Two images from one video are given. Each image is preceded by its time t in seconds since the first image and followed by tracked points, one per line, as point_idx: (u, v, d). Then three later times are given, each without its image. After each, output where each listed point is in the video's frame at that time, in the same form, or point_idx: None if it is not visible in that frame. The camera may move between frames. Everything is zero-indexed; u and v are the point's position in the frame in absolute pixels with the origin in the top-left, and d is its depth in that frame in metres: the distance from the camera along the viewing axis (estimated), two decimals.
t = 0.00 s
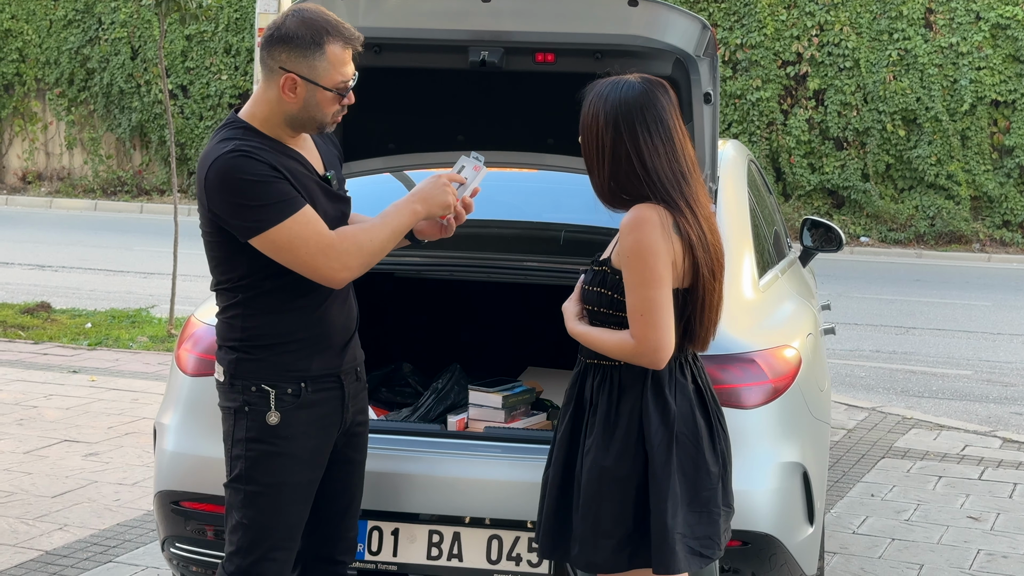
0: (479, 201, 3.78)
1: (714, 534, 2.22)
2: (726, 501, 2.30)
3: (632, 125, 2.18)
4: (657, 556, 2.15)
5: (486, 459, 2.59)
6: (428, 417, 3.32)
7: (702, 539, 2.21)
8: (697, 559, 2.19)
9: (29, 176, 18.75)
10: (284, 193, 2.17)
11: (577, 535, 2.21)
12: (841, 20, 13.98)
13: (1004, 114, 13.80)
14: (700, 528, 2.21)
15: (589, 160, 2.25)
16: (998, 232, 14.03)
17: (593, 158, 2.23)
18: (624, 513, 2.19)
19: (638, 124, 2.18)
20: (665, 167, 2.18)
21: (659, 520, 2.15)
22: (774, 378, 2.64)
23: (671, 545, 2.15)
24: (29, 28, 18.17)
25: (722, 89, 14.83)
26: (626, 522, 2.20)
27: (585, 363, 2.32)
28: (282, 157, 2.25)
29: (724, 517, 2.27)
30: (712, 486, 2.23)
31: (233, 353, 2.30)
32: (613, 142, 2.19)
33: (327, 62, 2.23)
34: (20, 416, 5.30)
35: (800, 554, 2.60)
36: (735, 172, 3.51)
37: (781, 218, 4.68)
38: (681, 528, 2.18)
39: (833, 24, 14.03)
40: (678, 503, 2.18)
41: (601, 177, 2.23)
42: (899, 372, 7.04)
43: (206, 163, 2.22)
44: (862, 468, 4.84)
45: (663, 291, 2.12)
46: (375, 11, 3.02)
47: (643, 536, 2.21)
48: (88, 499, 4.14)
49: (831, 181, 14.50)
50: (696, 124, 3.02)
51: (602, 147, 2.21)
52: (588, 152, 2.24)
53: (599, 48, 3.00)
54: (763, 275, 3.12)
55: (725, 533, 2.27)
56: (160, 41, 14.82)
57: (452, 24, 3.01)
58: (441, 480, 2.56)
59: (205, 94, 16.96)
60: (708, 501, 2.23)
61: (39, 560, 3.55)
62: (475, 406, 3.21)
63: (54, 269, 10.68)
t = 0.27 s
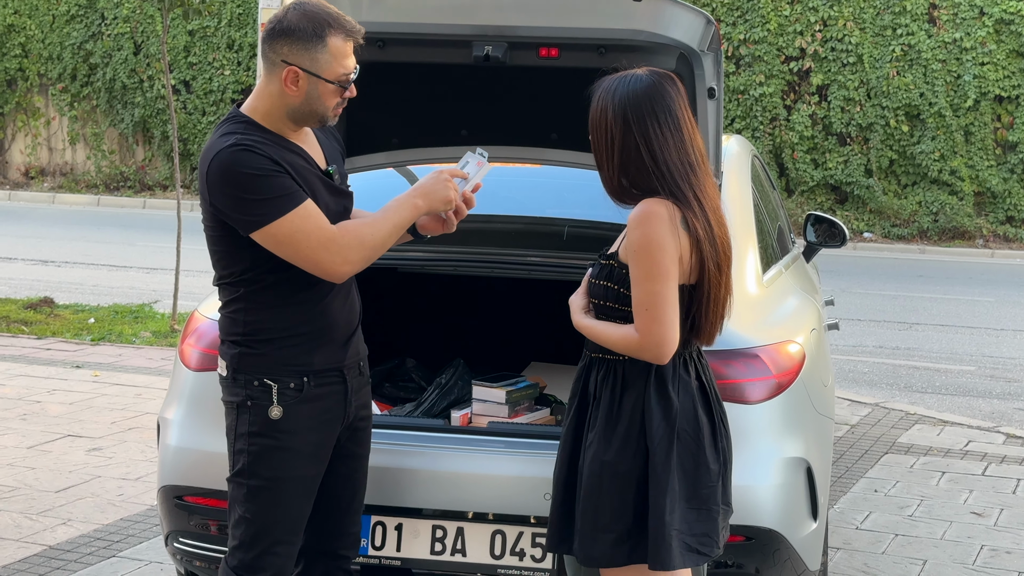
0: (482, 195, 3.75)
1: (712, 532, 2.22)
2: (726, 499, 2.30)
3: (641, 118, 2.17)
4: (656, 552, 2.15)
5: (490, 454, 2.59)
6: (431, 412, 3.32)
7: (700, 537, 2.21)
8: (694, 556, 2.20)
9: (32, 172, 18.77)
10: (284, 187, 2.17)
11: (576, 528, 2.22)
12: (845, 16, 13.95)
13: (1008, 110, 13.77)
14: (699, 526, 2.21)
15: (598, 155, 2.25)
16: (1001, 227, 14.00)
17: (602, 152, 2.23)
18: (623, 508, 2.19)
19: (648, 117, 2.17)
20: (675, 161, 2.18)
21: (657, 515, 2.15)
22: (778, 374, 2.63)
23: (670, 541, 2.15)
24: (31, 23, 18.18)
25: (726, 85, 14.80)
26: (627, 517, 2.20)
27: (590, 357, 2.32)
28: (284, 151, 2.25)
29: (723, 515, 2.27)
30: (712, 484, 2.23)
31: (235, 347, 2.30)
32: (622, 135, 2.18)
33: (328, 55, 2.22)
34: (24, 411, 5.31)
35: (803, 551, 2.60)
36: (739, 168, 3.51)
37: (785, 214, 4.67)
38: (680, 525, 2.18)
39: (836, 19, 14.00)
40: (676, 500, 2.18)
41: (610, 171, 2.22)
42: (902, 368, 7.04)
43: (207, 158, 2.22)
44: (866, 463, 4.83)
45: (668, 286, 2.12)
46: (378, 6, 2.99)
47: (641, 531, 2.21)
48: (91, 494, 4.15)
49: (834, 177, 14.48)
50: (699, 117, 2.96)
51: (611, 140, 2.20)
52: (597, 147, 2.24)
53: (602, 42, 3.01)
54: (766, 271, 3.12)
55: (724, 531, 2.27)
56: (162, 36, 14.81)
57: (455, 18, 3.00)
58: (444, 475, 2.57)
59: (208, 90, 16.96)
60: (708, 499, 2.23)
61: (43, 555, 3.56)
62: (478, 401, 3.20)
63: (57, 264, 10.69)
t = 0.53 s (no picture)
0: (485, 189, 3.74)
1: (720, 526, 2.23)
2: (731, 493, 2.31)
3: (649, 110, 2.17)
4: (667, 546, 2.15)
5: (493, 448, 2.59)
6: (434, 405, 3.33)
7: (709, 531, 2.21)
8: (702, 550, 2.20)
9: (36, 166, 18.77)
10: (282, 180, 2.16)
11: (585, 524, 2.21)
12: (848, 10, 13.92)
13: (1012, 104, 13.73)
14: (707, 520, 2.22)
15: (605, 148, 2.24)
16: (1005, 222, 13.89)
17: (608, 145, 2.22)
18: (633, 503, 2.19)
19: (655, 109, 2.17)
20: (682, 153, 2.18)
21: (668, 510, 2.15)
22: (781, 367, 2.63)
23: (681, 536, 2.15)
24: (34, 17, 18.17)
25: (729, 79, 14.78)
26: (636, 512, 2.19)
27: (595, 351, 2.31)
28: (282, 146, 2.25)
29: (729, 508, 2.28)
30: (719, 477, 2.23)
31: (235, 341, 2.30)
32: (630, 127, 2.18)
33: (330, 46, 2.22)
34: (27, 404, 5.32)
35: (807, 545, 2.60)
36: (742, 162, 3.50)
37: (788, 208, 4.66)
38: (689, 519, 2.18)
39: (839, 13, 13.97)
40: (687, 494, 2.17)
41: (616, 164, 2.22)
42: (905, 362, 7.03)
43: (205, 151, 2.22)
44: (869, 458, 4.83)
45: (675, 279, 2.11)
46: None
47: (650, 526, 2.21)
48: (94, 488, 4.15)
49: (837, 171, 14.46)
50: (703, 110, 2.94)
51: (618, 132, 2.20)
52: (604, 140, 2.23)
53: (606, 35, 3.00)
54: (770, 265, 3.11)
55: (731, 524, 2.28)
56: (165, 31, 14.80)
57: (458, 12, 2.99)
58: (447, 469, 2.56)
59: (211, 84, 16.96)
60: (715, 492, 2.23)
61: (46, 548, 3.56)
62: (481, 395, 3.20)
63: (60, 258, 10.70)
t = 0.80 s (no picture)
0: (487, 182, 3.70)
1: (724, 520, 2.23)
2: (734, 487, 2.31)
3: (651, 103, 2.16)
4: (671, 541, 2.15)
5: (495, 442, 2.59)
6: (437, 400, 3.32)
7: (712, 525, 2.22)
8: (706, 544, 2.20)
9: (38, 159, 18.76)
10: (281, 174, 2.16)
11: (589, 518, 2.21)
12: (851, 3, 13.88)
13: (1015, 98, 13.70)
14: (711, 514, 2.22)
15: (607, 142, 2.23)
16: (1007, 215, 13.98)
17: (611, 139, 2.22)
18: (637, 497, 2.18)
19: (657, 102, 2.16)
20: (684, 146, 2.17)
21: (673, 504, 2.15)
22: (784, 361, 2.62)
23: (685, 530, 2.15)
24: (36, 11, 18.16)
25: (732, 72, 14.73)
26: (640, 506, 2.19)
27: (599, 346, 2.31)
28: (282, 140, 2.24)
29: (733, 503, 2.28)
30: (722, 472, 2.23)
31: (235, 336, 2.30)
32: (632, 120, 2.17)
33: (330, 39, 2.22)
34: (29, 398, 5.32)
35: (809, 539, 2.59)
36: (745, 155, 3.49)
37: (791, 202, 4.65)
38: (693, 513, 2.18)
39: (843, 6, 13.93)
40: (691, 489, 2.17)
41: (619, 157, 2.21)
42: (909, 356, 7.02)
43: (204, 145, 2.21)
44: (872, 451, 4.83)
45: (679, 273, 2.11)
46: None
47: (655, 520, 2.20)
48: (97, 481, 4.16)
49: (840, 165, 14.43)
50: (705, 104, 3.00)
51: (621, 126, 2.19)
52: (606, 134, 2.22)
53: (608, 28, 2.98)
54: (773, 259, 3.11)
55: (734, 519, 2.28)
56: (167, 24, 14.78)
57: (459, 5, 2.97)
58: (448, 462, 2.56)
59: (213, 77, 16.94)
60: (719, 487, 2.23)
61: (49, 542, 3.57)
62: (484, 389, 3.20)
63: (63, 252, 10.70)
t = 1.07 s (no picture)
0: (488, 175, 3.67)
1: (726, 517, 2.22)
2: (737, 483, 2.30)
3: (654, 96, 2.15)
4: (672, 537, 2.15)
5: (497, 436, 2.58)
6: (439, 394, 3.32)
7: (715, 521, 2.21)
8: (708, 539, 2.20)
9: (40, 154, 18.77)
10: (281, 171, 2.15)
11: (590, 513, 2.21)
12: None
13: (1018, 92, 13.67)
14: (714, 510, 2.21)
15: (610, 136, 2.22)
16: (1010, 209, 13.91)
17: (613, 133, 2.20)
18: (639, 493, 2.18)
19: (659, 96, 2.15)
20: (687, 140, 2.16)
21: (674, 500, 2.14)
22: (786, 356, 2.62)
23: (687, 526, 2.14)
24: (38, 5, 18.15)
25: (734, 67, 14.70)
26: (642, 502, 2.18)
27: (602, 341, 2.30)
28: (280, 134, 2.23)
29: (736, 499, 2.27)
30: (725, 467, 2.23)
31: (236, 331, 2.29)
32: (634, 114, 2.16)
33: (317, 23, 2.20)
34: (32, 392, 5.33)
35: (812, 534, 2.59)
36: (747, 149, 3.49)
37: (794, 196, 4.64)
38: (696, 509, 2.17)
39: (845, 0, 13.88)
40: (693, 484, 2.17)
41: (622, 151, 2.20)
42: (911, 350, 7.01)
43: (204, 139, 2.20)
44: (874, 446, 4.82)
45: (682, 269, 2.10)
46: None
47: (657, 515, 2.20)
48: (99, 476, 4.16)
49: (843, 159, 14.38)
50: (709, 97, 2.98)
51: (623, 120, 2.18)
52: (608, 127, 2.21)
53: (610, 22, 2.96)
54: (775, 253, 3.10)
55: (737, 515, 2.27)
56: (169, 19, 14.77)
57: None
58: (450, 457, 2.56)
59: (215, 72, 16.92)
60: (721, 482, 2.23)
61: (50, 537, 3.57)
62: (486, 383, 3.20)
63: (65, 246, 10.70)
